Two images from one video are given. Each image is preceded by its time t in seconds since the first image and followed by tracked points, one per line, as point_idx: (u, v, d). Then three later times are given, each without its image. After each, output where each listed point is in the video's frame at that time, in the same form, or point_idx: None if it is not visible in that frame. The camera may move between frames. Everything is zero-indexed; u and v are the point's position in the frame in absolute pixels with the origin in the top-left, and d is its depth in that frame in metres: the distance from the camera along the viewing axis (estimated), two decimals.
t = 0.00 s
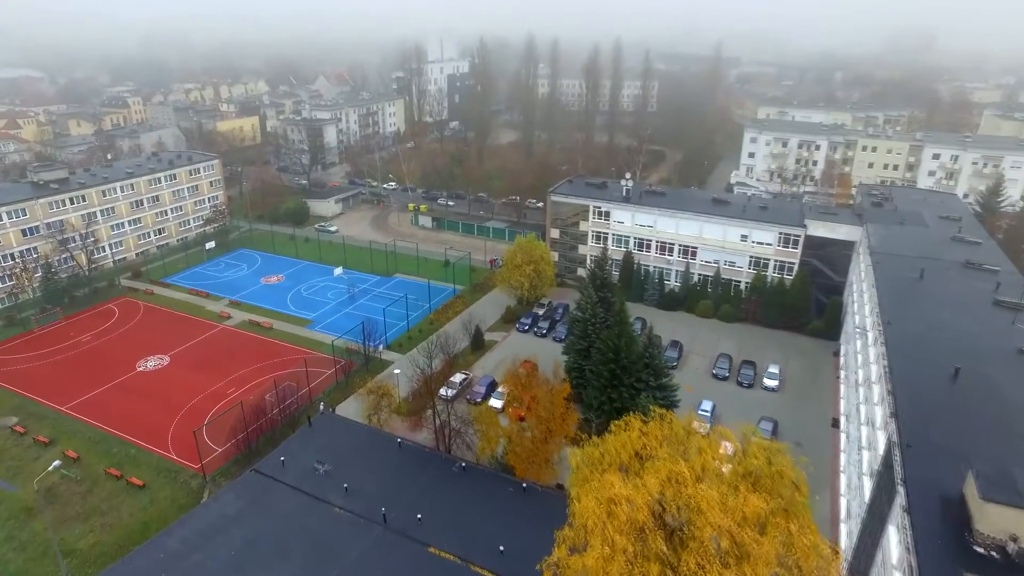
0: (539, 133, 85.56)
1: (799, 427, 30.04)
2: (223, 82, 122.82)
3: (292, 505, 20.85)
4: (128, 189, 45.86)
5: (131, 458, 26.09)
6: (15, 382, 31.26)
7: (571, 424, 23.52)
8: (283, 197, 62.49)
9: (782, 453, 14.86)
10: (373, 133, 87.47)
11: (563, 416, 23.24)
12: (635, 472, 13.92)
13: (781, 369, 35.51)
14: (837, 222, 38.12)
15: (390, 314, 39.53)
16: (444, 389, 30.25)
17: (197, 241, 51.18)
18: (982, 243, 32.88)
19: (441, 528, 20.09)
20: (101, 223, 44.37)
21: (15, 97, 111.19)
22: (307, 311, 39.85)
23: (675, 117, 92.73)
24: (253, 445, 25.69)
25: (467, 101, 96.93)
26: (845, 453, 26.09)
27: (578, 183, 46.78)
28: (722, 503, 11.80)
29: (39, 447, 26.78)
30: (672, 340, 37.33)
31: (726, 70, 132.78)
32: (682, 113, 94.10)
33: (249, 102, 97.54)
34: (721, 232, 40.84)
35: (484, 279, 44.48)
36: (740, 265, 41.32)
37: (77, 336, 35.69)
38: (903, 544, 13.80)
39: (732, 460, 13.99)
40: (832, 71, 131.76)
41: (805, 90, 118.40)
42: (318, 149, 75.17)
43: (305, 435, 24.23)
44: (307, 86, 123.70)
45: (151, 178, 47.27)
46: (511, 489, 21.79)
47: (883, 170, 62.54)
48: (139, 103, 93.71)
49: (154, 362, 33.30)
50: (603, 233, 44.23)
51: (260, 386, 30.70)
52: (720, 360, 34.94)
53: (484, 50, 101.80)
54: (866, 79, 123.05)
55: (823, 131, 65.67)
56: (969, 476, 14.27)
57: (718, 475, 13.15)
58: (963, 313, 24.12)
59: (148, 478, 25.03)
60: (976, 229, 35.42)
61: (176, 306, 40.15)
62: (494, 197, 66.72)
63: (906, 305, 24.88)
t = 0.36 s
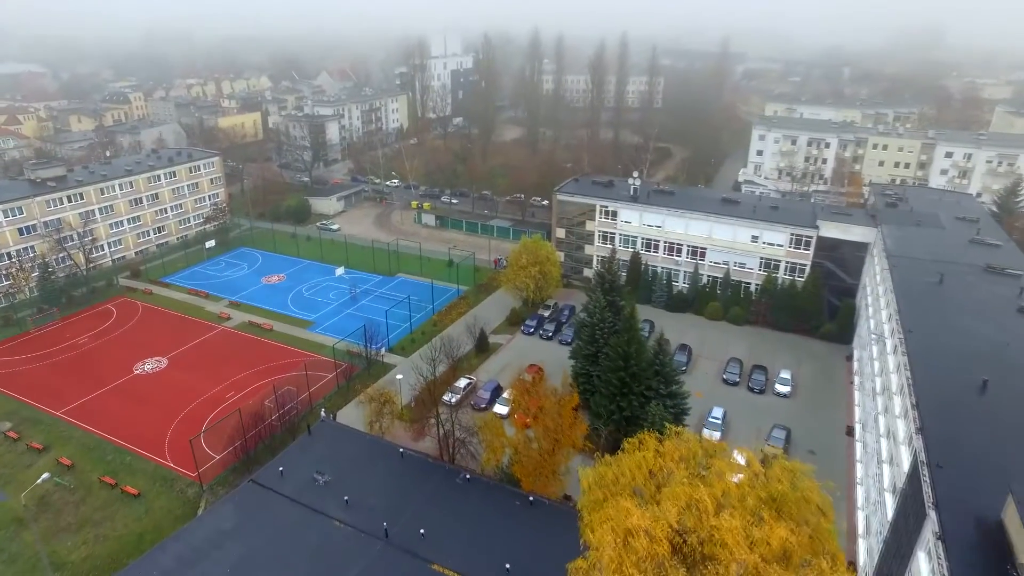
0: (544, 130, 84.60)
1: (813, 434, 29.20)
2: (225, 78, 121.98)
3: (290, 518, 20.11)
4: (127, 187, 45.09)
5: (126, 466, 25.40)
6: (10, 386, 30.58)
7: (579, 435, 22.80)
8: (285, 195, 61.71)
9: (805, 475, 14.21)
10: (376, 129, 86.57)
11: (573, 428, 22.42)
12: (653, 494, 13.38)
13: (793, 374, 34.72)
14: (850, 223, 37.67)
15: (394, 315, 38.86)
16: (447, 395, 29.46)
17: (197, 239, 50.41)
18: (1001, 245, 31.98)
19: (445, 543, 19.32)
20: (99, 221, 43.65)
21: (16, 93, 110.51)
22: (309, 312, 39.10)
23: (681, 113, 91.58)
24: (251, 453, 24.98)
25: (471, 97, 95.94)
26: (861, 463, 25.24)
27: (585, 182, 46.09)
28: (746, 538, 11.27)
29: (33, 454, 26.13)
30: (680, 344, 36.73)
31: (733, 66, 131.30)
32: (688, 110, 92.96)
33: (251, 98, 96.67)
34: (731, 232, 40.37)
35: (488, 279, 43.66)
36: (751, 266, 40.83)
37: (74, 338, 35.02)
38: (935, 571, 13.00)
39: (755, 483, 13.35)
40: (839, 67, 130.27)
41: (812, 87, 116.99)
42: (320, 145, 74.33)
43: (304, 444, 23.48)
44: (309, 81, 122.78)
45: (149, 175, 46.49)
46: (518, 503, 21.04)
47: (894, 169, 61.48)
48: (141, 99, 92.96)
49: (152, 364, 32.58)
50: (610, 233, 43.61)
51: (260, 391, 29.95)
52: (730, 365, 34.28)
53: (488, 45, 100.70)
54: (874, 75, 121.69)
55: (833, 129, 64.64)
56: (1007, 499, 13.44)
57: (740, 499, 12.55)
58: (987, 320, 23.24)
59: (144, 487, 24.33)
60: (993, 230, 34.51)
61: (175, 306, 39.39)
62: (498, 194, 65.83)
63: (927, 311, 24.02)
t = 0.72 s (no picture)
0: (551, 126, 83.53)
1: (831, 444, 28.32)
2: (231, 73, 121.37)
3: (291, 532, 19.41)
4: (130, 184, 44.48)
5: (125, 472, 24.76)
6: (9, 388, 30.00)
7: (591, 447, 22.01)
8: (290, 191, 60.98)
9: (835, 500, 13.40)
10: (382, 125, 85.74)
11: (583, 439, 21.66)
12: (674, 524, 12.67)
13: (809, 379, 33.83)
14: (870, 226, 36.53)
15: (400, 316, 38.19)
16: (454, 401, 28.73)
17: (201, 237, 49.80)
18: None
19: (451, 560, 18.56)
20: (102, 218, 43.05)
21: (22, 88, 110.28)
22: (313, 313, 38.38)
23: (691, 110, 90.30)
24: (253, 460, 24.30)
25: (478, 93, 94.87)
26: (882, 475, 24.34)
27: (594, 180, 45.26)
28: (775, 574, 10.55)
29: (31, 459, 25.55)
30: (693, 348, 36.00)
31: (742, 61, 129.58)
32: (698, 107, 91.66)
33: (257, 93, 95.96)
34: (745, 233, 39.61)
35: (496, 279, 42.82)
36: (765, 268, 40.03)
37: (75, 338, 34.40)
38: None
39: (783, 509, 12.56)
40: (850, 63, 128.38)
41: (823, 83, 115.31)
42: (325, 142, 73.59)
43: (306, 453, 22.77)
44: (315, 76, 121.94)
45: (153, 172, 45.87)
46: (527, 518, 20.10)
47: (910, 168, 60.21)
48: (146, 94, 92.43)
49: (153, 366, 31.92)
50: (621, 233, 42.81)
51: (263, 395, 29.26)
52: (744, 371, 33.41)
53: (496, 41, 99.55)
54: (886, 71, 119.93)
55: (847, 126, 63.33)
56: None
57: (768, 530, 11.79)
58: (1016, 330, 22.27)
59: (143, 495, 23.70)
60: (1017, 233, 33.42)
61: (177, 305, 38.76)
62: (505, 192, 64.95)
63: (953, 319, 23.04)
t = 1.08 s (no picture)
0: (562, 123, 82.46)
1: (852, 456, 27.37)
2: (239, 68, 120.81)
3: (293, 547, 18.71)
4: (135, 181, 43.97)
5: (125, 479, 24.18)
6: (11, 390, 29.50)
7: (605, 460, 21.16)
8: (297, 189, 60.36)
9: (870, 533, 12.54)
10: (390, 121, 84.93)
11: (597, 450, 20.84)
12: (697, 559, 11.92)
13: (827, 388, 32.83)
14: (891, 228, 35.44)
15: (407, 318, 37.45)
16: (463, 408, 28.00)
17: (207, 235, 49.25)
18: None
19: None
20: (107, 216, 42.55)
21: (31, 83, 110.31)
22: (318, 314, 37.70)
23: (703, 107, 88.91)
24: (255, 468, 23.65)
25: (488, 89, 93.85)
26: (907, 491, 23.38)
27: (606, 180, 44.35)
28: None
29: (30, 464, 25.03)
30: (707, 354, 35.19)
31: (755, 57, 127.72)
32: (711, 104, 90.25)
33: (265, 88, 95.40)
34: (761, 236, 38.56)
35: (505, 280, 41.98)
36: (781, 272, 38.98)
37: (77, 339, 33.87)
38: None
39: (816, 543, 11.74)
40: (865, 60, 126.32)
41: (838, 80, 113.43)
42: (333, 138, 72.88)
43: (310, 463, 22.09)
44: (324, 71, 121.35)
45: (158, 169, 45.33)
46: (537, 535, 19.37)
47: (929, 168, 58.89)
48: (154, 89, 92.04)
49: (156, 368, 31.34)
50: (633, 234, 41.92)
51: (266, 400, 28.62)
52: (760, 378, 32.49)
53: (506, 36, 98.41)
54: (901, 68, 117.90)
55: (864, 125, 61.99)
56: None
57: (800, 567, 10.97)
58: None
59: (142, 503, 23.10)
60: None
61: (182, 305, 38.20)
62: (515, 190, 64.00)
63: (985, 330, 21.98)
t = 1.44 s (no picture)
0: (576, 120, 81.31)
1: (878, 471, 26.34)
2: (253, 63, 120.72)
3: (296, 562, 18.04)
4: (145, 177, 43.59)
5: (129, 485, 23.70)
6: (18, 391, 29.14)
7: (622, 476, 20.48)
8: (308, 186, 59.85)
9: None
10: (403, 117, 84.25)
11: (614, 465, 20.26)
12: None
13: (850, 398, 31.75)
14: (919, 233, 34.11)
15: (418, 320, 36.76)
16: (474, 415, 27.30)
17: (217, 232, 48.86)
18: None
19: None
20: (117, 213, 42.23)
21: (47, 78, 110.84)
22: (328, 315, 37.11)
23: (720, 105, 87.42)
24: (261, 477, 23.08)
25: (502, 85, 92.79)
26: (939, 511, 22.31)
27: (622, 180, 43.43)
28: None
29: (35, 468, 24.64)
30: (726, 361, 34.27)
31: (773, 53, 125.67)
32: (728, 101, 88.72)
33: (277, 84, 95.07)
34: (781, 239, 37.47)
35: (518, 281, 41.16)
36: (802, 276, 37.87)
37: (85, 338, 33.51)
38: None
39: None
40: (885, 57, 123.96)
41: (857, 77, 111.30)
42: (345, 135, 72.36)
43: (317, 474, 21.47)
44: (337, 67, 120.98)
45: (169, 166, 44.92)
46: (551, 554, 18.47)
47: (954, 169, 57.30)
48: (167, 84, 91.99)
49: (163, 369, 30.91)
50: (649, 236, 41.02)
51: (275, 404, 28.11)
52: (781, 388, 31.50)
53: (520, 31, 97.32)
54: (923, 65, 115.32)
55: (887, 124, 60.37)
56: None
57: None
58: None
59: (147, 510, 22.59)
60: None
61: (191, 304, 37.78)
62: (528, 188, 63.06)
63: None
